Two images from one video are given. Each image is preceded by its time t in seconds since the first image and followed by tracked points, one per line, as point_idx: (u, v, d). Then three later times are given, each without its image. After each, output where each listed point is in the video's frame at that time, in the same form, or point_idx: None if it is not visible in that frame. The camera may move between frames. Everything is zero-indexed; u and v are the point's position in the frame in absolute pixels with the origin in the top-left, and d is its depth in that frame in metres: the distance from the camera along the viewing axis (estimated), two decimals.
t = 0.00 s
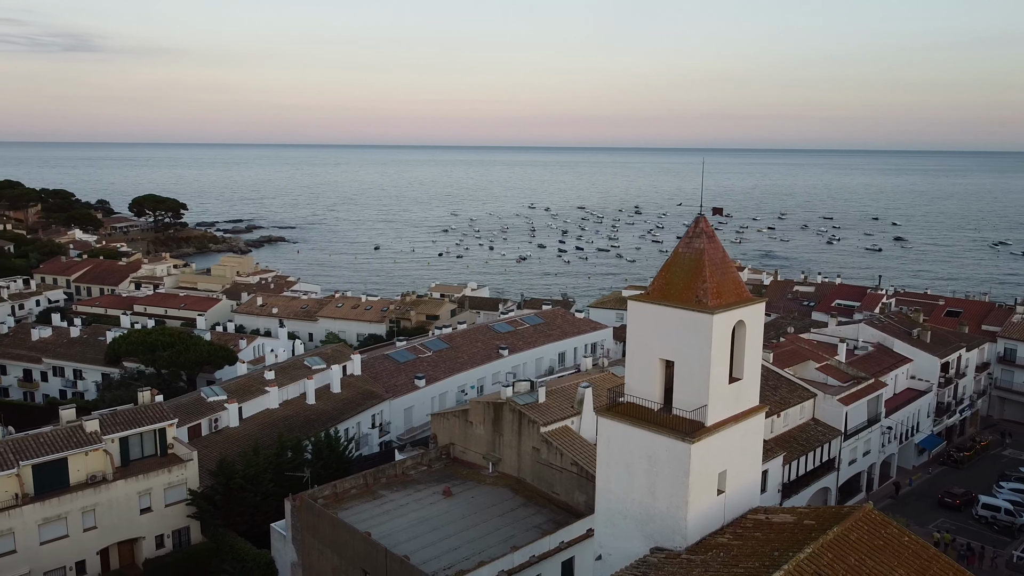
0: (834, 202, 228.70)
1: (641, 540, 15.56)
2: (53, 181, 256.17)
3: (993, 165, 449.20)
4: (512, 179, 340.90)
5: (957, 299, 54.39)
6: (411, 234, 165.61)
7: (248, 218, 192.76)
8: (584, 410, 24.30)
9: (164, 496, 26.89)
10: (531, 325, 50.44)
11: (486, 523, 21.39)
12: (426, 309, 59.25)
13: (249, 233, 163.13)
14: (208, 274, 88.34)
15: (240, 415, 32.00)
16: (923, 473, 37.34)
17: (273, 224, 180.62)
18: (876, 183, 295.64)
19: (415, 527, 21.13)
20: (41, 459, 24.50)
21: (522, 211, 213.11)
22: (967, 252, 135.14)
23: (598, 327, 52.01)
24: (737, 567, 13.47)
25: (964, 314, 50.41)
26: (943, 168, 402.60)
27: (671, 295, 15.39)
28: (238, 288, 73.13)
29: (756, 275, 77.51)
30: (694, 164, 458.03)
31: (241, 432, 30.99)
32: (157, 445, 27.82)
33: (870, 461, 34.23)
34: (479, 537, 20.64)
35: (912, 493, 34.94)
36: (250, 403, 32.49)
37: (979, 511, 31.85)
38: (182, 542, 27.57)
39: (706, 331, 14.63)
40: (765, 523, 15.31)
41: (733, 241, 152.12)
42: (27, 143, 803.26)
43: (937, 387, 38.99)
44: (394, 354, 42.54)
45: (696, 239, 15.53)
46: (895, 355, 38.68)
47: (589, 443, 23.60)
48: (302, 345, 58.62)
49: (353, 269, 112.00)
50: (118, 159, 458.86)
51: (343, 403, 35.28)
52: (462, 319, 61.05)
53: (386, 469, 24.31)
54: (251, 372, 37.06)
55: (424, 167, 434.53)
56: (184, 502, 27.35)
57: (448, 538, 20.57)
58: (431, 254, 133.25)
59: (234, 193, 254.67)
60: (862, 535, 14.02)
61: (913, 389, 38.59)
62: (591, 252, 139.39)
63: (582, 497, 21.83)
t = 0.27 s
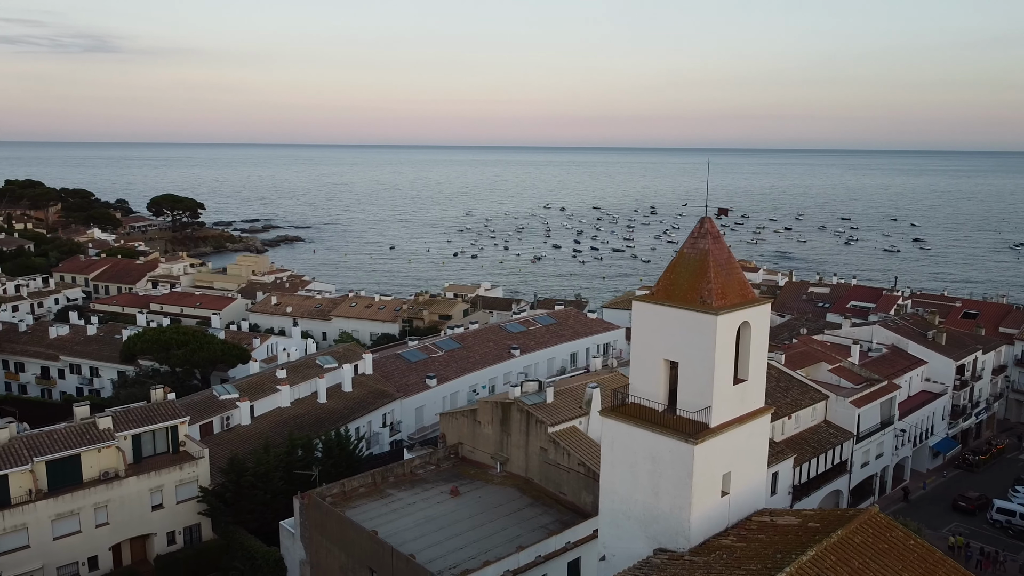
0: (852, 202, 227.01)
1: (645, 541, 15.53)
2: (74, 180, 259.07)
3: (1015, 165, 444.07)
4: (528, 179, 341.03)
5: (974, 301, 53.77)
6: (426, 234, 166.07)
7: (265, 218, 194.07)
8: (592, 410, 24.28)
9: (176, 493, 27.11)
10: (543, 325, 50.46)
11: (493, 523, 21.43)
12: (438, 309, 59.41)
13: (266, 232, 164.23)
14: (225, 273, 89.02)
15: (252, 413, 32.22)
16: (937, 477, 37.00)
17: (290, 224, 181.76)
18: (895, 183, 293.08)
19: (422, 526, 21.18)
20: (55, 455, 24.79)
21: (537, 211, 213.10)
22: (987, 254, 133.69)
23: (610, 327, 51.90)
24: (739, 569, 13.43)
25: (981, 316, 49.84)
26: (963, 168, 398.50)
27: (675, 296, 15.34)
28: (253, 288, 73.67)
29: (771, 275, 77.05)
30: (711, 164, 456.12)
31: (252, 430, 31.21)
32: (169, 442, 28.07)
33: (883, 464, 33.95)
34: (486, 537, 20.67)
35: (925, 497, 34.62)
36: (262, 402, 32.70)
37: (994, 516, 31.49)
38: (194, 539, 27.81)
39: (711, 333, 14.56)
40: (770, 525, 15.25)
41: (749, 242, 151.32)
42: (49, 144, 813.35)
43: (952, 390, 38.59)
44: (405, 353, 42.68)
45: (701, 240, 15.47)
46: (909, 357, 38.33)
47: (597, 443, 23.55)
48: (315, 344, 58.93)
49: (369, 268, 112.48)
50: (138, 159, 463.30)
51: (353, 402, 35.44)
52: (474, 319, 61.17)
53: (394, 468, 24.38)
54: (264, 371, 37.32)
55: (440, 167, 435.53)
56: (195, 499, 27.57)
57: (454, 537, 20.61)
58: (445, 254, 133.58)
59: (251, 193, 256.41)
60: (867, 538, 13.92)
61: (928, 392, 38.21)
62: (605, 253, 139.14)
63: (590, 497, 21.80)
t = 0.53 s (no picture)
0: (870, 203, 225.07)
1: (648, 542, 15.49)
2: (94, 180, 261.78)
3: None
4: (544, 179, 340.83)
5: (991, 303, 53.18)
6: (442, 234, 166.44)
7: (282, 217, 195.20)
8: (600, 411, 24.25)
9: (187, 490, 27.34)
10: (555, 326, 50.42)
11: (500, 523, 21.45)
12: (451, 309, 59.53)
13: (282, 232, 165.22)
14: (241, 272, 89.63)
15: (264, 411, 32.46)
16: (952, 480, 36.63)
17: (306, 224, 182.74)
18: (915, 184, 290.20)
19: (428, 525, 21.25)
20: (68, 451, 25.10)
21: (553, 212, 212.94)
22: (1008, 256, 132.10)
23: (622, 328, 51.80)
24: (742, 571, 13.39)
25: (998, 318, 49.29)
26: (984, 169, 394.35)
27: (680, 297, 15.30)
28: (269, 287, 74.08)
29: (786, 277, 76.59)
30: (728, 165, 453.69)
31: (264, 428, 31.45)
32: (181, 440, 28.33)
33: (896, 467, 33.65)
34: (492, 536, 20.70)
35: (939, 500, 34.30)
36: (274, 400, 32.92)
37: (1008, 520, 31.17)
38: (205, 536, 28.04)
39: (715, 333, 14.51)
40: (774, 527, 15.20)
41: (766, 243, 150.51)
42: (70, 144, 822.88)
43: (967, 393, 38.18)
44: (417, 352, 42.80)
45: (706, 240, 15.40)
46: (924, 359, 37.96)
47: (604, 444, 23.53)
48: (329, 343, 59.23)
49: (384, 268, 112.87)
50: (157, 159, 467.42)
51: (365, 401, 35.60)
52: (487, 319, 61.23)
53: (402, 467, 24.48)
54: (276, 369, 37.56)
55: (456, 167, 436.15)
56: (206, 496, 27.80)
57: (460, 537, 20.67)
58: (460, 254, 133.82)
59: (269, 193, 257.99)
60: (871, 541, 13.81)
61: (943, 395, 37.83)
62: (621, 253, 138.79)
63: (596, 498, 21.79)
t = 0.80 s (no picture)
0: (891, 204, 222.92)
1: (654, 544, 15.46)
2: (115, 180, 264.84)
3: None
4: (561, 179, 340.56)
5: (1011, 305, 52.53)
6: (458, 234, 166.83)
7: (300, 217, 196.31)
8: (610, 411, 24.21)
9: (199, 487, 27.58)
10: (569, 326, 50.38)
11: (507, 523, 21.48)
12: (465, 309, 59.64)
13: (300, 231, 166.17)
14: (258, 272, 90.21)
15: (276, 410, 32.68)
16: (968, 484, 36.24)
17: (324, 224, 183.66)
18: (937, 185, 287.03)
19: (436, 524, 21.32)
20: (83, 448, 25.41)
21: (570, 212, 212.65)
22: None
23: (636, 329, 51.66)
24: (745, 573, 13.34)
25: (1018, 320, 48.70)
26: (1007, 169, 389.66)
27: (687, 298, 15.25)
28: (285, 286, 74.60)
29: (803, 278, 76.09)
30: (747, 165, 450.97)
31: (276, 427, 31.67)
32: (194, 437, 28.60)
33: (911, 470, 33.35)
34: (500, 536, 20.74)
35: (955, 505, 33.94)
36: (287, 398, 33.18)
37: None
38: (217, 532, 28.27)
39: (720, 335, 14.47)
40: (780, 530, 15.12)
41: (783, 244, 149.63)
42: (92, 144, 831.88)
43: (985, 396, 37.73)
44: (430, 352, 42.93)
45: (712, 241, 15.34)
46: (940, 362, 37.57)
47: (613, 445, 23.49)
48: (344, 342, 59.51)
49: (400, 268, 113.24)
50: (177, 159, 471.96)
51: (377, 400, 35.76)
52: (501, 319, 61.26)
53: (412, 466, 24.57)
54: (290, 368, 37.81)
55: (473, 167, 436.59)
56: (219, 493, 28.00)
57: (468, 536, 20.72)
58: (477, 254, 134.01)
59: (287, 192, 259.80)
60: (877, 545, 13.74)
61: (959, 398, 37.43)
62: (637, 254, 138.39)
63: (604, 499, 21.77)
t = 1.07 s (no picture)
0: (912, 205, 220.70)
1: (659, 545, 15.43)
2: (137, 180, 267.77)
3: None
4: (579, 180, 340.21)
5: None
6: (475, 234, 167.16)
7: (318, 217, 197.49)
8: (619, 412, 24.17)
9: (213, 485, 27.82)
10: (583, 327, 50.31)
11: (516, 523, 21.50)
12: (480, 309, 59.74)
13: (318, 231, 167.18)
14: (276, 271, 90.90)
15: (290, 409, 32.91)
16: (986, 489, 35.78)
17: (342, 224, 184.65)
18: (960, 186, 283.61)
19: (445, 523, 21.40)
20: (98, 445, 25.73)
21: (587, 212, 212.35)
22: None
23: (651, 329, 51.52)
24: None
25: None
26: None
27: (693, 299, 15.19)
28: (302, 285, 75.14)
29: (821, 279, 75.54)
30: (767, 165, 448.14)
31: (290, 425, 31.90)
32: (208, 435, 28.86)
33: (927, 474, 33.00)
34: (508, 536, 20.76)
35: (972, 509, 33.54)
36: (301, 397, 33.40)
37: None
38: (230, 530, 28.50)
39: (726, 337, 14.40)
40: (786, 533, 15.03)
41: (802, 244, 148.54)
42: (115, 145, 841.21)
43: (1003, 400, 37.25)
44: (444, 352, 43.04)
45: (719, 242, 15.28)
46: (958, 365, 37.14)
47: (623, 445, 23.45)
48: (359, 341, 59.79)
49: (418, 268, 113.64)
50: (198, 159, 476.18)
51: (390, 400, 35.90)
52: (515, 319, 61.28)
53: (422, 466, 24.64)
54: (304, 367, 38.08)
55: (491, 167, 437.04)
56: (232, 491, 28.23)
57: (476, 536, 20.76)
58: (494, 254, 134.21)
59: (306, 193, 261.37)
60: (884, 549, 13.63)
61: (977, 402, 36.98)
62: (655, 255, 137.91)
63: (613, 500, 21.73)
